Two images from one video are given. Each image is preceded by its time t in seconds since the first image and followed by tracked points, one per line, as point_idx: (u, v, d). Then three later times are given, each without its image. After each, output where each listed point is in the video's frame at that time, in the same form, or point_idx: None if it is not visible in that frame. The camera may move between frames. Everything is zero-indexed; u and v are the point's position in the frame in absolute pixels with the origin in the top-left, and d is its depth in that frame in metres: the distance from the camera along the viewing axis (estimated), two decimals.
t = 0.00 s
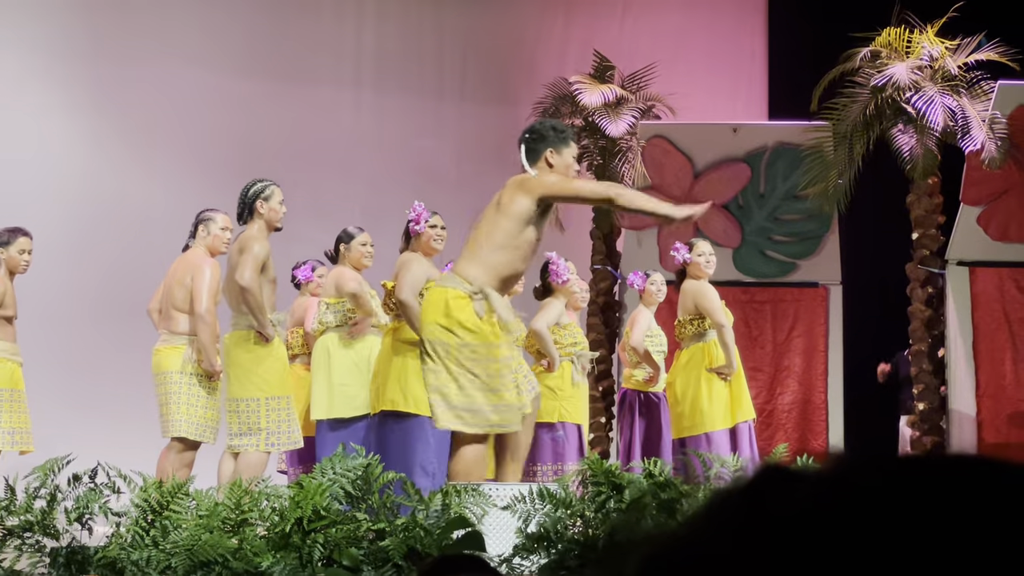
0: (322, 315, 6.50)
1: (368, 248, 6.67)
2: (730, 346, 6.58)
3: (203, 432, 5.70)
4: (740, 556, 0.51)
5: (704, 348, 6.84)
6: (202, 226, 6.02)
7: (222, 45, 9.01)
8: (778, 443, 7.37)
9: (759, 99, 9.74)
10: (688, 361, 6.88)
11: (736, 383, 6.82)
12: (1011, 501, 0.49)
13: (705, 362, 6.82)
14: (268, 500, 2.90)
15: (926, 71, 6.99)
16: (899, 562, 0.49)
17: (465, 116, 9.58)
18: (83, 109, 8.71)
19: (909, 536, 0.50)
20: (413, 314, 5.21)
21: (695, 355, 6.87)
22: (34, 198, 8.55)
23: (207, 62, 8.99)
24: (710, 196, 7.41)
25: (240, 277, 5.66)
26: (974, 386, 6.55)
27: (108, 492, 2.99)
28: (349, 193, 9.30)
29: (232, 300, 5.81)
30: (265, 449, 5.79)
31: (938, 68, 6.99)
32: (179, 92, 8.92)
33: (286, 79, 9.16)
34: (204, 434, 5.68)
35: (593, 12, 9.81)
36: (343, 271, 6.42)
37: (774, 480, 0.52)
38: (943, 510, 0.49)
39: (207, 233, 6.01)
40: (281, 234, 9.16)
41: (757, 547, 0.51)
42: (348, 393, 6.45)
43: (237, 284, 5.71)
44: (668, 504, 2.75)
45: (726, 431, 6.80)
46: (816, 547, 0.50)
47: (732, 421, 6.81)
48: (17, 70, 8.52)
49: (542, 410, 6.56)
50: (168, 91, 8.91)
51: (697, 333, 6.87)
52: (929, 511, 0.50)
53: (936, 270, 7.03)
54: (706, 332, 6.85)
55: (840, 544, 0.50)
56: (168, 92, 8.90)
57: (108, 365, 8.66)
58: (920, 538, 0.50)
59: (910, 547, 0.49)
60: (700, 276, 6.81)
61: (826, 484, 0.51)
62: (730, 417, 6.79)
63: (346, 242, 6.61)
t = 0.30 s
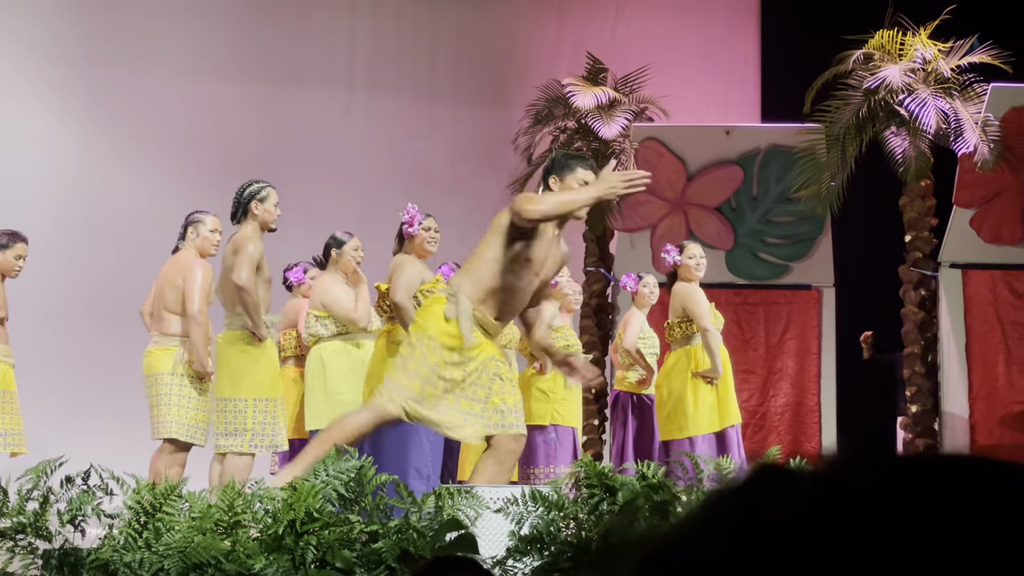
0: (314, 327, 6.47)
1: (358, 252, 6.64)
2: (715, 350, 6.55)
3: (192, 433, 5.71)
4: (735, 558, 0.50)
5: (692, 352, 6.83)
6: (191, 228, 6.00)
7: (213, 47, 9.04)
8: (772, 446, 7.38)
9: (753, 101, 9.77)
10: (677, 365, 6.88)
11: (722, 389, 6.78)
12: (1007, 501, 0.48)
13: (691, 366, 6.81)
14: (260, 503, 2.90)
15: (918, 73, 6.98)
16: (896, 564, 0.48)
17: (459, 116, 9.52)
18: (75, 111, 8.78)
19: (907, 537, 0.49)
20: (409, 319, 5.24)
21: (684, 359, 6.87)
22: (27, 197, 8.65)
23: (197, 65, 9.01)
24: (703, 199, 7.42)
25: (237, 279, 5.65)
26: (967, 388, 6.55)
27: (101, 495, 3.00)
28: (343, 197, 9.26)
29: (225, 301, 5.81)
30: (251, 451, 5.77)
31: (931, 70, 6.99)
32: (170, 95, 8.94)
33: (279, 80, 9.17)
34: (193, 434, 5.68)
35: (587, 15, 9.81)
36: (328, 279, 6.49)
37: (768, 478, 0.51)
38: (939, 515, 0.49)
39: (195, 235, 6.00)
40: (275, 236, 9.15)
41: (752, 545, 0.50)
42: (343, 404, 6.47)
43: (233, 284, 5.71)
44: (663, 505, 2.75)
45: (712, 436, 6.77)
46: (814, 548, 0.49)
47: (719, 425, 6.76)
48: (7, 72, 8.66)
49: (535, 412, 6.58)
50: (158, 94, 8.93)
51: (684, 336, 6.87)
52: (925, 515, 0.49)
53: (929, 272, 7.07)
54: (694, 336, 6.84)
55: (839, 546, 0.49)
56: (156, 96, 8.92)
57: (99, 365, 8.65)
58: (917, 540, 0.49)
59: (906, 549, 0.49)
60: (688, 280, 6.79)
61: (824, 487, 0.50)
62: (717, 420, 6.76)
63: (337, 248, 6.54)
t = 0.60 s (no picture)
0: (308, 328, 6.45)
1: (352, 252, 6.68)
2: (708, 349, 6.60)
3: (183, 429, 5.73)
4: (734, 553, 0.53)
5: (683, 351, 6.86)
6: (186, 226, 6.01)
7: (211, 46, 9.02)
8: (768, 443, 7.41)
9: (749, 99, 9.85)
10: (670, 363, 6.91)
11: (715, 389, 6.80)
12: (1001, 492, 0.50)
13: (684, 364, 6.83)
14: (257, 499, 2.91)
15: (915, 70, 7.02)
16: (895, 563, 0.50)
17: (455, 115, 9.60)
18: (69, 112, 8.66)
19: (904, 534, 0.50)
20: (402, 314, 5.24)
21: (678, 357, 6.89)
22: (18, 199, 8.49)
23: (193, 61, 8.98)
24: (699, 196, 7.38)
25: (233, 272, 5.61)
26: (962, 386, 6.57)
27: (98, 491, 3.02)
28: (339, 192, 9.32)
29: (223, 298, 5.81)
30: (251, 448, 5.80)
31: (928, 67, 7.02)
32: (164, 93, 8.92)
33: (276, 79, 9.17)
34: (184, 430, 5.69)
35: (583, 13, 9.85)
36: (323, 278, 6.50)
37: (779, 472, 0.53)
38: (933, 510, 0.50)
39: (190, 232, 5.99)
40: (271, 234, 9.19)
41: (753, 542, 0.52)
42: (342, 405, 6.47)
43: (231, 280, 5.68)
44: (661, 502, 2.76)
45: (701, 434, 6.81)
46: (821, 547, 0.51)
47: (710, 425, 6.77)
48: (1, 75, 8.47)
49: (532, 408, 6.58)
50: (151, 91, 8.88)
51: (678, 335, 6.91)
52: (922, 504, 0.50)
53: (925, 269, 7.05)
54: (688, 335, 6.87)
55: (841, 546, 0.51)
56: (151, 92, 8.87)
57: (94, 364, 8.64)
58: (915, 538, 0.50)
59: (907, 546, 0.50)
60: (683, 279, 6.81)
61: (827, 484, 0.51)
62: (708, 420, 6.77)
63: (331, 247, 6.59)
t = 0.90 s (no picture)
0: (314, 324, 6.51)
1: (353, 248, 6.71)
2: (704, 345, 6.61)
3: (180, 425, 5.73)
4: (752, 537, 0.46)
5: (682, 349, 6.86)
6: (184, 224, 6.02)
7: (207, 44, 9.03)
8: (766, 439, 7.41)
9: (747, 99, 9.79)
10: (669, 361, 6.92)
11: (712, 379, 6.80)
12: (1018, 484, 0.45)
13: (682, 362, 6.83)
14: (256, 497, 2.91)
15: (914, 68, 7.02)
16: (905, 563, 0.45)
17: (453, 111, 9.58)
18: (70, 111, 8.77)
19: (914, 527, 0.45)
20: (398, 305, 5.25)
21: (675, 355, 6.89)
22: (17, 193, 8.62)
23: (190, 59, 9.00)
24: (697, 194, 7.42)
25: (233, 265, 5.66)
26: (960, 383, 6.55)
27: (97, 487, 3.04)
28: (338, 187, 9.30)
29: (223, 294, 5.82)
30: (254, 443, 5.76)
31: (926, 65, 7.04)
32: (162, 92, 8.95)
33: (273, 77, 9.16)
34: (179, 425, 5.68)
35: (582, 10, 9.82)
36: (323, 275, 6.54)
37: (780, 454, 0.47)
38: (946, 501, 0.45)
39: (187, 230, 6.01)
40: (269, 232, 9.19)
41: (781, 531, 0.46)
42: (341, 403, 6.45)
43: (230, 276, 5.71)
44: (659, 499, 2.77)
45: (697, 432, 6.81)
46: (827, 543, 0.45)
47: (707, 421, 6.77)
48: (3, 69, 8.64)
49: (530, 404, 6.56)
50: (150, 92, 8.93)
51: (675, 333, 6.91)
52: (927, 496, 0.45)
53: (923, 267, 7.08)
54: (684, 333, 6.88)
55: (850, 543, 0.45)
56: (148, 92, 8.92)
57: (94, 361, 8.66)
58: (926, 534, 0.45)
59: (917, 546, 0.45)
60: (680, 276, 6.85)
61: (833, 472, 0.46)
62: (705, 414, 6.77)
63: (333, 243, 6.62)
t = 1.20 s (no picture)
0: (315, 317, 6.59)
1: (362, 244, 6.72)
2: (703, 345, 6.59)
3: (182, 422, 5.74)
4: (750, 531, 0.48)
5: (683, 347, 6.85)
6: (185, 220, 6.00)
7: (208, 41, 9.03)
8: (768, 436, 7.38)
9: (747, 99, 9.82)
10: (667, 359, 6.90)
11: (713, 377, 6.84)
12: (1020, 479, 0.46)
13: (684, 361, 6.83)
14: (257, 493, 2.92)
15: (914, 65, 7.03)
16: (918, 558, 0.46)
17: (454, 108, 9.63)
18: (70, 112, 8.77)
19: (916, 523, 0.46)
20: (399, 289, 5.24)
21: (675, 354, 6.88)
22: (19, 194, 8.64)
23: (191, 56, 9.00)
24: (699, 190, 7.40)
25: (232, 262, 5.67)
26: (961, 379, 6.57)
27: (97, 484, 3.04)
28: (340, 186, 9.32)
29: (224, 291, 5.82)
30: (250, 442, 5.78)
31: (927, 62, 7.04)
32: (163, 90, 8.94)
33: (274, 75, 9.18)
34: (180, 422, 5.69)
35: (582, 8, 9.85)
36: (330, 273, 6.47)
37: (785, 448, 0.48)
38: (947, 497, 0.46)
39: (189, 226, 6.00)
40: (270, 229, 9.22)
41: (775, 527, 0.48)
42: (342, 400, 6.49)
43: (230, 273, 5.71)
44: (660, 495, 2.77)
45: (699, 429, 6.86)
46: (833, 542, 0.47)
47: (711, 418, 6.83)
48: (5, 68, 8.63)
49: (529, 402, 6.58)
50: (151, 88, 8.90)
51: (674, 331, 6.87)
52: (924, 493, 0.46)
53: (924, 264, 7.09)
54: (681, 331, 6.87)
55: (853, 542, 0.46)
56: (150, 88, 8.91)
57: (97, 358, 8.68)
58: (929, 531, 0.46)
59: (925, 541, 0.46)
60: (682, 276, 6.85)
61: (837, 471, 0.47)
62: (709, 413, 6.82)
63: (341, 238, 6.62)
